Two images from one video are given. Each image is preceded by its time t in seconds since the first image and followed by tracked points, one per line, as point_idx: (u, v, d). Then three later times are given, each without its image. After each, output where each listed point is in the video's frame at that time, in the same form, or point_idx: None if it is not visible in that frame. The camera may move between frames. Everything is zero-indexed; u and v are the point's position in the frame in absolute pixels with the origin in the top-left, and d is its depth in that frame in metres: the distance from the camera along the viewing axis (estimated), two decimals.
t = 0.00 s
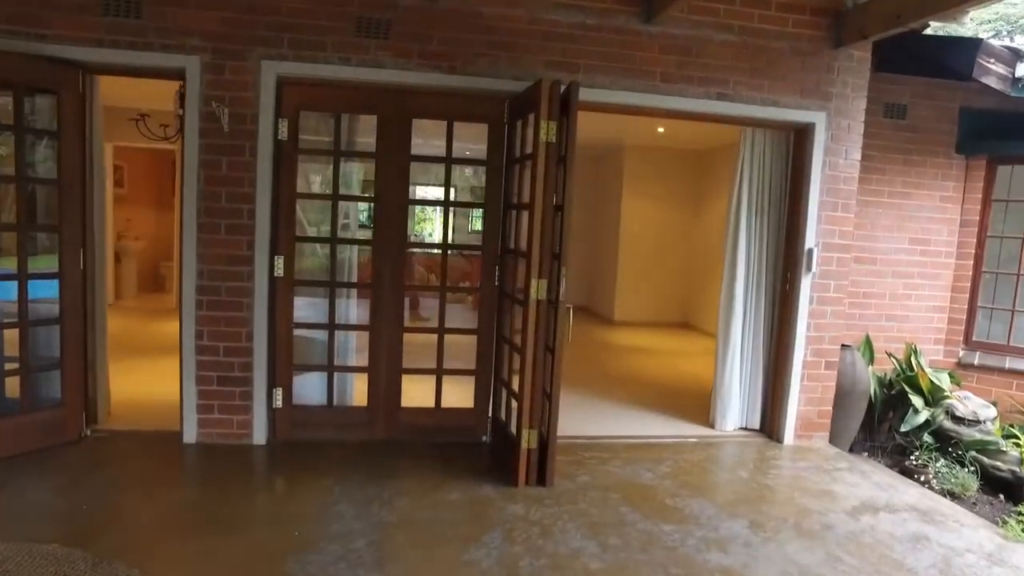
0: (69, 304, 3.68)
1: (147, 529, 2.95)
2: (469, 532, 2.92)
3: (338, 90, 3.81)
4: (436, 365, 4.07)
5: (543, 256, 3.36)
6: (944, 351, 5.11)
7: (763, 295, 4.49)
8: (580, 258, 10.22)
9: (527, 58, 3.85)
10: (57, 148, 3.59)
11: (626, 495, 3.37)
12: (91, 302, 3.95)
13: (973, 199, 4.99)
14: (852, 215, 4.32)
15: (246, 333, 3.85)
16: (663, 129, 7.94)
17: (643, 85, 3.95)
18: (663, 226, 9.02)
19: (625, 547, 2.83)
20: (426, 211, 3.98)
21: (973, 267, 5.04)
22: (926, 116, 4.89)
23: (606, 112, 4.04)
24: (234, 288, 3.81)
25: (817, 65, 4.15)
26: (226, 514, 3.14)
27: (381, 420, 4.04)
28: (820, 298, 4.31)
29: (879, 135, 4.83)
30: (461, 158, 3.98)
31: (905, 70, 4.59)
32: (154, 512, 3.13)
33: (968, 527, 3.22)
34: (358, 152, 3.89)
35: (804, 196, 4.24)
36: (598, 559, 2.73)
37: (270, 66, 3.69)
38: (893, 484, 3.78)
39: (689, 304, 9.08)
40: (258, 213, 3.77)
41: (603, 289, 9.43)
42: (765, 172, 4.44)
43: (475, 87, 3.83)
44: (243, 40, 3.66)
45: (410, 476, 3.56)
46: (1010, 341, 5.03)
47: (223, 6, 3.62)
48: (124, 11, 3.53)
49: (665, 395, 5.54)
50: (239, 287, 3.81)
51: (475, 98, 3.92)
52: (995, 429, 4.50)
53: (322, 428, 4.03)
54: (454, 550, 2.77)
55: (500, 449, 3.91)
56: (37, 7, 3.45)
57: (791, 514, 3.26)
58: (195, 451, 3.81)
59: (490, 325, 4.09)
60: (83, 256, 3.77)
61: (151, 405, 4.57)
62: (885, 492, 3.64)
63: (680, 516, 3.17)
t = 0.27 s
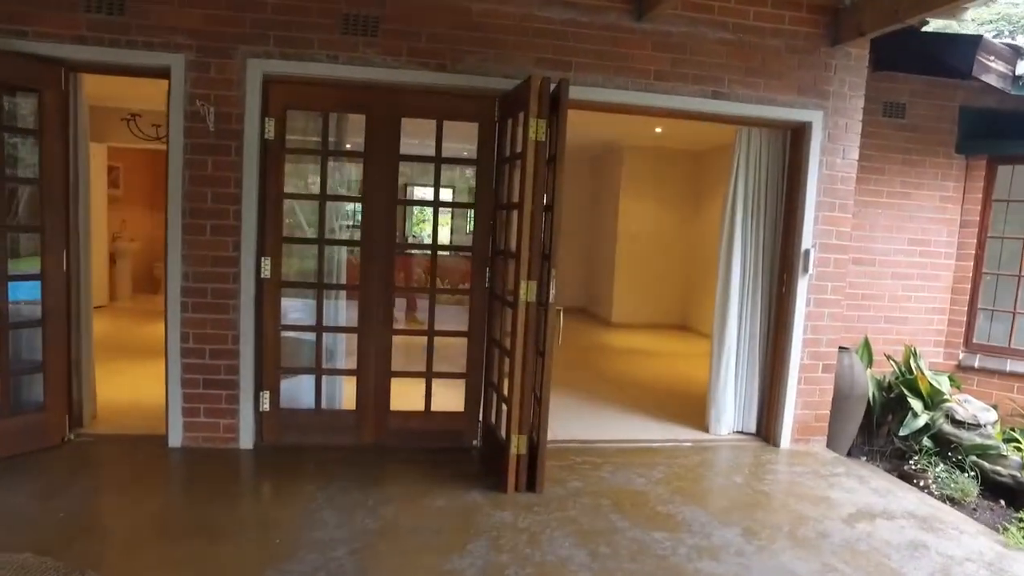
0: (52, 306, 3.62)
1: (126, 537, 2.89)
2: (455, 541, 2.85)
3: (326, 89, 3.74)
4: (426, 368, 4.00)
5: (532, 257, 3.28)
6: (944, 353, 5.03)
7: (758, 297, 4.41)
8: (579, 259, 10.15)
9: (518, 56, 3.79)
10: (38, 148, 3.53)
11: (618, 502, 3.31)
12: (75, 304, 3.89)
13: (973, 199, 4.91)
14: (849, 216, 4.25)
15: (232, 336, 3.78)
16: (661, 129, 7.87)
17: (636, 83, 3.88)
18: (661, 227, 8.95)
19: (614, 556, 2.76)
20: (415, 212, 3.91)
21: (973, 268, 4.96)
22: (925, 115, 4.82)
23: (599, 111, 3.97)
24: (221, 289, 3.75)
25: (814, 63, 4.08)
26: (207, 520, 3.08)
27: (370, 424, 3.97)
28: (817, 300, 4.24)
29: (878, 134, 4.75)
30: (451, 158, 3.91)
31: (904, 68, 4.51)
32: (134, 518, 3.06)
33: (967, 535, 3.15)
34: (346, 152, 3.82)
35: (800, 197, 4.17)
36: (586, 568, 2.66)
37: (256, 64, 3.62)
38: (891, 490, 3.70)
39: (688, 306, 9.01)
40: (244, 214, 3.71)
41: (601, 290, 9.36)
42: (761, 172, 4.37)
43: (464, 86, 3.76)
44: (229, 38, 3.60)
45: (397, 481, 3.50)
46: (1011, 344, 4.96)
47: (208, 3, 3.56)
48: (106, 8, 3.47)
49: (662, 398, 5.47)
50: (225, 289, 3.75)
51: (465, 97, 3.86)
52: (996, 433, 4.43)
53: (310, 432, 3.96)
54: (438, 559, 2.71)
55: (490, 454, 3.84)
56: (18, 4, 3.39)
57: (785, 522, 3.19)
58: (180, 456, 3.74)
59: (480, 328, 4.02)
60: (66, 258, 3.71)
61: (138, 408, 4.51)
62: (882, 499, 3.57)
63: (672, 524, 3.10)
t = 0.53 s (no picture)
0: (32, 309, 3.55)
1: (102, 545, 2.82)
2: (439, 550, 2.78)
3: (312, 87, 3.68)
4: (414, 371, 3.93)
5: (520, 258, 3.21)
6: (944, 356, 4.95)
7: (754, 299, 4.34)
8: (576, 260, 10.08)
9: (507, 54, 3.72)
10: (18, 148, 3.46)
11: (608, 509, 3.23)
12: (57, 306, 3.82)
13: (973, 199, 4.83)
14: (846, 216, 4.17)
15: (216, 339, 3.71)
16: (657, 129, 7.81)
17: (628, 81, 3.81)
18: (658, 228, 8.88)
19: (602, 566, 2.69)
20: (403, 212, 3.84)
21: (973, 269, 4.88)
22: (924, 113, 4.75)
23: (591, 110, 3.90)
24: (205, 291, 3.68)
25: (809, 61, 4.00)
26: (187, 528, 3.01)
27: (357, 428, 3.90)
28: (814, 301, 4.16)
29: (876, 133, 4.68)
30: (439, 157, 3.84)
31: (901, 66, 4.43)
32: (111, 526, 2.99)
33: (966, 543, 3.07)
34: (333, 151, 3.75)
35: (796, 197, 4.10)
36: None
37: (240, 62, 3.55)
38: (889, 497, 3.62)
39: (686, 307, 8.93)
40: (228, 215, 3.64)
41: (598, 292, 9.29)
42: (757, 171, 4.29)
43: (453, 84, 3.69)
44: (212, 35, 3.53)
45: (384, 487, 3.43)
46: (1011, 346, 4.88)
47: None
48: (86, 5, 3.40)
49: (657, 401, 5.39)
50: (209, 291, 3.68)
51: (454, 95, 3.79)
52: (996, 437, 4.34)
53: (297, 437, 3.89)
54: (420, 568, 2.63)
55: (479, 459, 3.76)
56: None
57: (779, 529, 3.11)
58: (163, 461, 3.67)
59: (470, 331, 3.94)
60: (47, 259, 3.64)
61: (123, 412, 4.44)
62: (879, 505, 3.49)
63: (662, 532, 3.03)
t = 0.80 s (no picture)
0: (13, 311, 3.49)
1: (80, 552, 2.75)
2: (424, 557, 2.72)
3: (300, 86, 3.62)
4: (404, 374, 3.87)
5: (509, 259, 3.14)
6: (944, 358, 4.87)
7: (750, 300, 4.27)
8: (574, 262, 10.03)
9: (498, 51, 3.66)
10: None
11: (599, 515, 3.17)
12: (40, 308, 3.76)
13: (973, 199, 4.76)
14: (844, 216, 4.11)
15: (202, 341, 3.65)
16: (655, 129, 7.75)
17: (621, 79, 3.75)
18: (656, 229, 8.81)
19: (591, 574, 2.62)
20: (392, 213, 3.78)
21: (973, 270, 4.81)
22: (923, 112, 4.68)
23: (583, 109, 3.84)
24: (191, 293, 3.61)
25: (806, 58, 3.94)
26: (168, 535, 2.94)
27: (346, 432, 3.84)
28: (811, 303, 4.10)
29: (874, 133, 4.61)
30: (429, 157, 3.78)
31: (900, 64, 4.37)
32: (91, 532, 2.93)
33: (966, 551, 3.00)
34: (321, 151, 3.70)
35: (793, 196, 4.03)
36: None
37: (226, 61, 3.49)
38: (888, 502, 3.55)
39: (684, 309, 8.85)
40: (214, 215, 3.58)
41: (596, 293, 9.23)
42: (752, 171, 4.23)
43: (442, 83, 3.63)
44: (197, 33, 3.47)
45: (371, 493, 3.36)
46: (1012, 348, 4.81)
47: None
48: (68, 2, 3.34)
49: (653, 404, 5.32)
50: (195, 293, 3.61)
51: (443, 94, 3.73)
52: (997, 440, 4.27)
53: (285, 441, 3.83)
54: None
55: (470, 464, 3.70)
56: None
57: (774, 536, 3.04)
58: (148, 465, 3.61)
59: (460, 333, 3.88)
60: (29, 260, 3.58)
61: (111, 415, 4.38)
62: (878, 511, 3.42)
63: (654, 539, 2.96)
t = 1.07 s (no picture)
0: None
1: (59, 558, 2.70)
2: (410, 563, 2.66)
3: (288, 83, 3.56)
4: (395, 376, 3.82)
5: (499, 259, 3.08)
6: (945, 359, 4.80)
7: (747, 301, 4.21)
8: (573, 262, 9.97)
9: (489, 48, 3.60)
10: None
11: (591, 520, 3.10)
12: (25, 309, 3.70)
13: (974, 197, 4.70)
14: (842, 215, 4.04)
15: (189, 342, 3.59)
16: (653, 128, 7.70)
17: (615, 76, 3.69)
18: (654, 230, 8.75)
19: None
20: (382, 212, 3.72)
21: (974, 269, 4.74)
22: (923, 110, 4.62)
23: (577, 106, 3.78)
24: (178, 294, 3.55)
25: (803, 54, 3.88)
26: (150, 539, 2.88)
27: (337, 434, 3.78)
28: (809, 303, 4.03)
29: (873, 130, 4.55)
30: (420, 155, 3.72)
31: (899, 61, 4.31)
32: (72, 537, 2.87)
33: (966, 556, 2.93)
34: (311, 149, 3.64)
35: (790, 195, 3.96)
36: None
37: (213, 58, 3.43)
38: (887, 506, 3.49)
39: (683, 309, 8.79)
40: (201, 214, 3.52)
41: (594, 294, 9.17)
42: (749, 169, 4.16)
43: (433, 79, 3.57)
44: (183, 29, 3.41)
45: (360, 496, 3.30)
46: (1013, 349, 4.74)
47: None
48: None
49: (650, 405, 5.26)
50: (182, 293, 3.56)
51: (434, 91, 3.67)
52: (998, 443, 4.20)
53: (274, 443, 3.77)
54: None
55: (461, 466, 3.64)
56: None
57: (769, 541, 2.98)
58: (133, 468, 3.55)
59: (451, 334, 3.82)
60: (13, 260, 3.52)
61: (99, 416, 4.32)
62: (876, 515, 3.35)
63: (647, 544, 2.90)
